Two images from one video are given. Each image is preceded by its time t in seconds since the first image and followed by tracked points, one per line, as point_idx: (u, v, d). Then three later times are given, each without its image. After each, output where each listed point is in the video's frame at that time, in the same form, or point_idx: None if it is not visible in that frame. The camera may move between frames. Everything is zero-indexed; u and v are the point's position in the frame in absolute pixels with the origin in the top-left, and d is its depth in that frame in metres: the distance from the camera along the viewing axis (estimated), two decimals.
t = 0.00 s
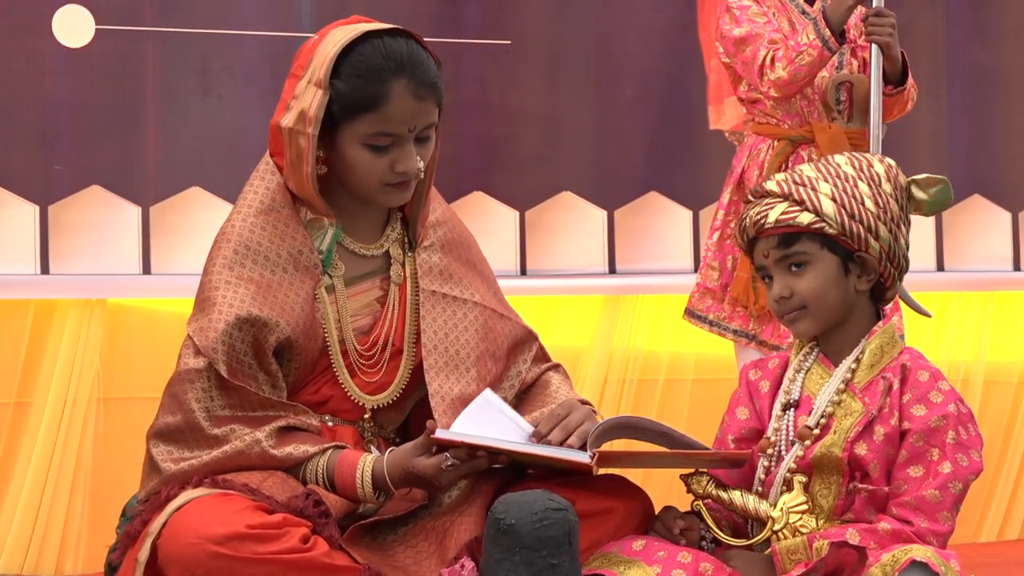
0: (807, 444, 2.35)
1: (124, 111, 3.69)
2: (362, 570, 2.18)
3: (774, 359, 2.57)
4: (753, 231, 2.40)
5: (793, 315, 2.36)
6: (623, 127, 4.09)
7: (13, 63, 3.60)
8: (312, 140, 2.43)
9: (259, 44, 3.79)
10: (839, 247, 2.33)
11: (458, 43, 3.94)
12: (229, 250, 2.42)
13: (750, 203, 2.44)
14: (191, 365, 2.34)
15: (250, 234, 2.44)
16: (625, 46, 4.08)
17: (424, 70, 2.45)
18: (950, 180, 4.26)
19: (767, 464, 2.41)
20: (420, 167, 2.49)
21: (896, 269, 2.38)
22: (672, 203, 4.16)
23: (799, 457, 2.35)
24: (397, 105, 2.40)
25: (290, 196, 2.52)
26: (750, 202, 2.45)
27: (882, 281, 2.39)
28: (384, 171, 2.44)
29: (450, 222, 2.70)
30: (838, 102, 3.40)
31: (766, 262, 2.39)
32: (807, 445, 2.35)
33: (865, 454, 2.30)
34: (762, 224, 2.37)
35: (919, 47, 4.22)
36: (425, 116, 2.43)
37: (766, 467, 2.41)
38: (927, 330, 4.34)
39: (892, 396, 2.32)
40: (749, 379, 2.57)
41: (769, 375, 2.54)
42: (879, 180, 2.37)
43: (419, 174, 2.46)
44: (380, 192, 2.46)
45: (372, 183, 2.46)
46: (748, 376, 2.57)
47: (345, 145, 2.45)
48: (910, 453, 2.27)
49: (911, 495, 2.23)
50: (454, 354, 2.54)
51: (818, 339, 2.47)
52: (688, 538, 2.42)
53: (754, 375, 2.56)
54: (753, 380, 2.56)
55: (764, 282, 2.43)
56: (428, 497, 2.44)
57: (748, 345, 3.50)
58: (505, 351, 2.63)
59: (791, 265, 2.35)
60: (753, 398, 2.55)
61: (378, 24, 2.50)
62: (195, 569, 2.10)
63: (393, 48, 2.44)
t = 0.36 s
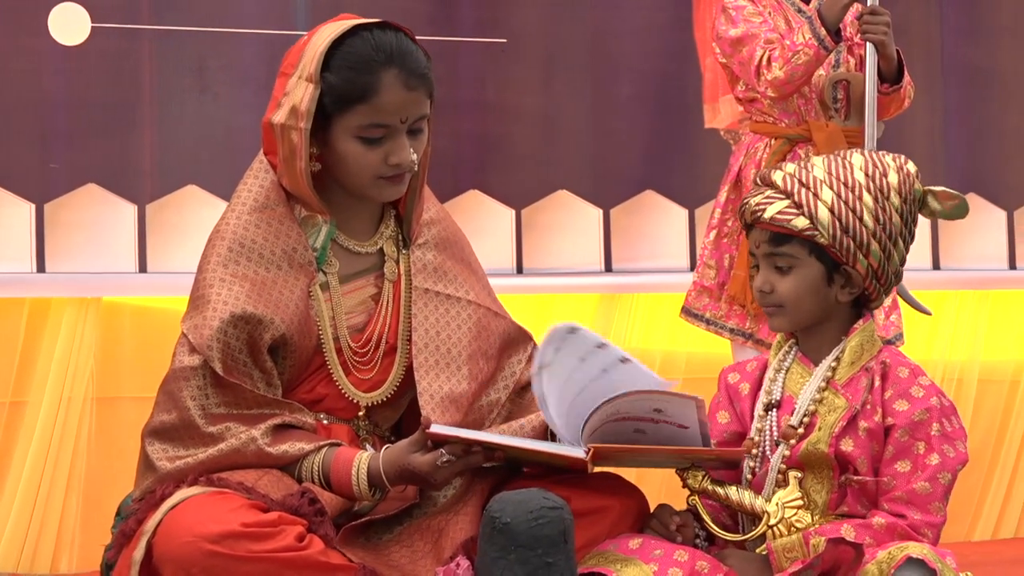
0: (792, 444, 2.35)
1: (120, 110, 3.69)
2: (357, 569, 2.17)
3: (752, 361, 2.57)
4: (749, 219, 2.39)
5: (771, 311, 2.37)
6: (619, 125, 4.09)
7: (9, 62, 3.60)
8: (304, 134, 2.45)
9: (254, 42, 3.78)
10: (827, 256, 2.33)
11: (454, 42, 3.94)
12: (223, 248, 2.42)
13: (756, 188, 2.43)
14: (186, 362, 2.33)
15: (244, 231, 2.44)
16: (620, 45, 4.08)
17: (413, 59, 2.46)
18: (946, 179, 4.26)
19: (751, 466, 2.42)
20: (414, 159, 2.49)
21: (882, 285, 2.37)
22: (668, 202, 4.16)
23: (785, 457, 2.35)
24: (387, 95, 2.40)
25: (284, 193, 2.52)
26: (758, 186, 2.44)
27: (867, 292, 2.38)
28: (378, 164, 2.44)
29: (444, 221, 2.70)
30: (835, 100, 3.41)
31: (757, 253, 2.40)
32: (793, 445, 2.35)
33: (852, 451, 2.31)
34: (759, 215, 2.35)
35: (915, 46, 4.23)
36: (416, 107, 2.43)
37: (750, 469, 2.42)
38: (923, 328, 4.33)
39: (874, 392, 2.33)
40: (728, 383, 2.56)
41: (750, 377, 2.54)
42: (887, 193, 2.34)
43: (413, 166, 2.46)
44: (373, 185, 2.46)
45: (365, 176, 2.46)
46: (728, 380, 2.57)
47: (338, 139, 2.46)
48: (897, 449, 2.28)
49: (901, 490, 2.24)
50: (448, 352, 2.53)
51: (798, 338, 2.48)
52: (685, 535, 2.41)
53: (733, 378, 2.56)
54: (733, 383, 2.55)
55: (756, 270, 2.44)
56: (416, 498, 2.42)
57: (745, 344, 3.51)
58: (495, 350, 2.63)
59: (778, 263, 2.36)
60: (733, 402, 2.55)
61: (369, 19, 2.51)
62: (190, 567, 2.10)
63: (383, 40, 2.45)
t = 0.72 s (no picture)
0: (791, 446, 2.36)
1: (119, 111, 3.69)
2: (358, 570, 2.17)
3: (750, 363, 2.57)
4: (745, 222, 2.38)
5: (770, 314, 2.37)
6: (618, 126, 4.09)
7: (9, 64, 3.60)
8: (307, 135, 2.44)
9: (253, 44, 3.78)
10: (825, 257, 2.33)
11: (453, 43, 3.94)
12: (224, 250, 2.42)
13: (752, 190, 2.42)
14: (187, 365, 2.33)
15: (245, 233, 2.44)
16: (620, 46, 4.08)
17: (413, 57, 2.46)
18: (945, 180, 4.26)
19: (750, 469, 2.42)
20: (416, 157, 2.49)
21: (880, 285, 2.37)
22: (667, 202, 4.16)
23: (785, 459, 2.35)
24: (389, 93, 2.41)
25: (284, 195, 2.52)
26: (752, 189, 2.43)
27: (865, 293, 2.39)
28: (380, 163, 2.44)
29: (445, 222, 2.70)
30: (834, 101, 3.41)
31: (754, 256, 2.39)
32: (793, 447, 2.35)
33: (851, 452, 2.31)
34: (756, 218, 2.35)
35: (914, 47, 4.23)
36: (417, 105, 2.44)
37: (750, 472, 2.42)
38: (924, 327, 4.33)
39: (873, 393, 2.33)
40: (727, 386, 2.56)
41: (748, 380, 2.54)
42: (882, 192, 2.35)
43: (415, 164, 2.46)
44: (375, 185, 2.46)
45: (368, 175, 2.46)
46: (726, 383, 2.57)
47: (339, 138, 2.46)
48: (896, 449, 2.28)
49: (901, 491, 2.25)
50: (448, 354, 2.53)
51: (796, 339, 2.47)
52: (686, 536, 2.41)
53: (731, 381, 2.56)
54: (731, 386, 2.55)
55: (751, 274, 2.44)
56: (417, 499, 2.43)
57: (746, 345, 3.49)
58: (495, 351, 2.63)
59: (777, 266, 2.35)
60: (732, 405, 2.54)
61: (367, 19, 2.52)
62: (191, 569, 2.10)
63: (383, 39, 2.45)
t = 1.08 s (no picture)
0: (792, 447, 2.35)
1: (120, 112, 3.69)
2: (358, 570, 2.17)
3: (749, 365, 2.57)
4: (743, 225, 2.38)
5: (770, 317, 2.37)
6: (619, 127, 4.09)
7: (10, 65, 3.60)
8: (308, 132, 2.44)
9: (253, 45, 3.78)
10: (825, 259, 2.33)
11: (453, 44, 3.94)
12: (223, 250, 2.42)
13: (748, 194, 2.42)
14: (187, 366, 2.33)
15: (244, 234, 2.44)
16: (620, 47, 4.09)
17: (411, 52, 2.47)
18: (946, 182, 4.27)
19: (751, 471, 2.41)
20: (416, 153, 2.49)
21: (879, 285, 2.38)
22: (668, 204, 4.16)
23: (786, 460, 2.35)
24: (388, 87, 2.41)
25: (284, 195, 2.52)
26: (749, 192, 2.43)
27: (864, 294, 2.39)
28: (380, 158, 2.44)
29: (444, 221, 2.70)
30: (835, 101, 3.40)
31: (753, 259, 2.39)
32: (793, 448, 2.35)
33: (852, 453, 2.31)
34: (754, 222, 2.35)
35: (915, 48, 4.23)
36: (416, 99, 2.44)
37: (750, 473, 2.41)
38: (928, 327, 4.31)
39: (873, 394, 2.33)
40: (726, 388, 2.56)
41: (747, 382, 2.53)
42: (878, 192, 2.35)
43: (415, 159, 2.46)
44: (375, 182, 2.46)
45: (369, 172, 2.46)
46: (726, 385, 2.56)
47: (339, 134, 2.46)
48: (896, 450, 2.28)
49: (902, 491, 2.24)
50: (448, 352, 2.53)
51: (795, 341, 2.47)
52: (687, 537, 2.41)
53: (731, 383, 2.55)
54: (731, 388, 2.55)
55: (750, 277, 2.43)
56: (419, 500, 2.43)
57: (748, 346, 3.49)
58: (497, 349, 2.63)
59: (776, 269, 2.35)
60: (732, 406, 2.54)
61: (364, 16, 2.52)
62: (191, 570, 2.10)
63: (382, 34, 2.46)
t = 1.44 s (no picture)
0: (790, 452, 2.36)
1: (120, 114, 3.69)
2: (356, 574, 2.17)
3: (746, 369, 2.57)
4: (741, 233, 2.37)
5: (771, 325, 2.37)
6: (618, 130, 4.09)
7: (10, 67, 3.59)
8: (308, 133, 2.44)
9: (253, 47, 3.78)
10: (825, 266, 2.33)
11: (452, 47, 3.94)
12: (223, 253, 2.42)
13: (745, 201, 2.42)
14: (185, 369, 2.33)
15: (243, 236, 2.44)
16: (620, 50, 4.09)
17: (412, 54, 2.47)
18: (945, 186, 4.27)
19: (749, 476, 2.42)
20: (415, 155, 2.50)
21: (878, 289, 2.38)
22: (667, 207, 4.16)
23: (784, 465, 2.35)
24: (388, 89, 2.42)
25: (283, 197, 2.52)
26: (746, 199, 2.42)
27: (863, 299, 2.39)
28: (380, 160, 2.45)
29: (442, 221, 2.71)
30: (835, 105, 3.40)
31: (751, 267, 2.38)
32: (791, 453, 2.36)
33: (850, 457, 2.31)
34: (753, 230, 2.34)
35: (914, 52, 4.23)
36: (416, 102, 2.45)
37: (748, 478, 2.42)
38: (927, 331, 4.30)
39: (870, 398, 2.33)
40: (724, 392, 2.56)
41: (745, 387, 2.53)
42: (875, 196, 2.35)
43: (415, 161, 2.47)
44: (376, 185, 2.47)
45: (369, 175, 2.46)
46: (723, 390, 2.56)
47: (338, 136, 2.46)
48: (894, 454, 2.28)
49: (899, 495, 2.25)
50: (442, 353, 2.54)
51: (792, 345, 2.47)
52: (685, 540, 2.42)
53: (728, 388, 2.55)
54: (728, 393, 2.55)
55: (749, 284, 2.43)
56: (414, 503, 2.43)
57: (747, 349, 3.49)
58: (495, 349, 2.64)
59: (777, 277, 2.35)
60: (729, 411, 2.54)
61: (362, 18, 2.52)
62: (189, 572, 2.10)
63: (382, 36, 2.46)
